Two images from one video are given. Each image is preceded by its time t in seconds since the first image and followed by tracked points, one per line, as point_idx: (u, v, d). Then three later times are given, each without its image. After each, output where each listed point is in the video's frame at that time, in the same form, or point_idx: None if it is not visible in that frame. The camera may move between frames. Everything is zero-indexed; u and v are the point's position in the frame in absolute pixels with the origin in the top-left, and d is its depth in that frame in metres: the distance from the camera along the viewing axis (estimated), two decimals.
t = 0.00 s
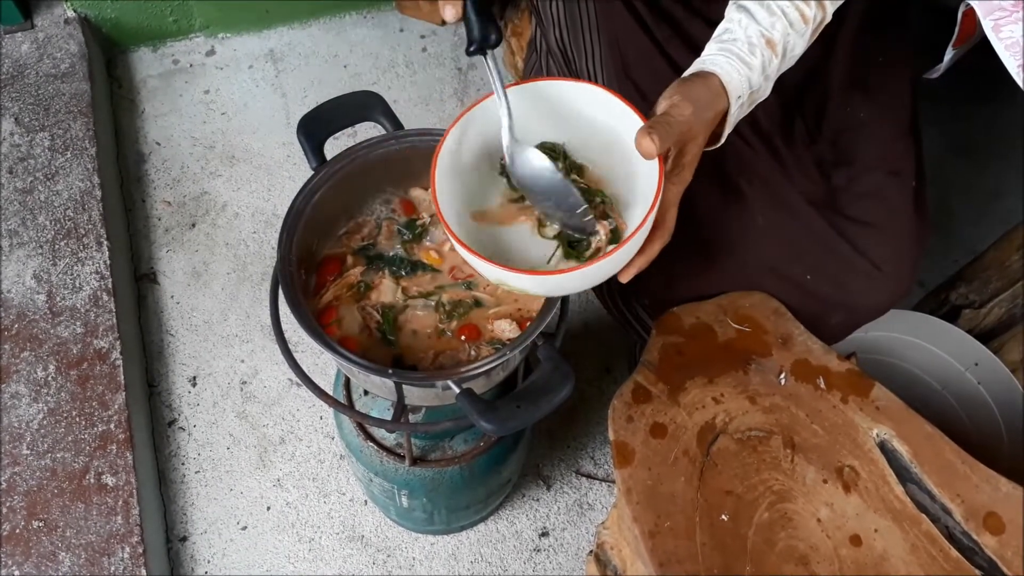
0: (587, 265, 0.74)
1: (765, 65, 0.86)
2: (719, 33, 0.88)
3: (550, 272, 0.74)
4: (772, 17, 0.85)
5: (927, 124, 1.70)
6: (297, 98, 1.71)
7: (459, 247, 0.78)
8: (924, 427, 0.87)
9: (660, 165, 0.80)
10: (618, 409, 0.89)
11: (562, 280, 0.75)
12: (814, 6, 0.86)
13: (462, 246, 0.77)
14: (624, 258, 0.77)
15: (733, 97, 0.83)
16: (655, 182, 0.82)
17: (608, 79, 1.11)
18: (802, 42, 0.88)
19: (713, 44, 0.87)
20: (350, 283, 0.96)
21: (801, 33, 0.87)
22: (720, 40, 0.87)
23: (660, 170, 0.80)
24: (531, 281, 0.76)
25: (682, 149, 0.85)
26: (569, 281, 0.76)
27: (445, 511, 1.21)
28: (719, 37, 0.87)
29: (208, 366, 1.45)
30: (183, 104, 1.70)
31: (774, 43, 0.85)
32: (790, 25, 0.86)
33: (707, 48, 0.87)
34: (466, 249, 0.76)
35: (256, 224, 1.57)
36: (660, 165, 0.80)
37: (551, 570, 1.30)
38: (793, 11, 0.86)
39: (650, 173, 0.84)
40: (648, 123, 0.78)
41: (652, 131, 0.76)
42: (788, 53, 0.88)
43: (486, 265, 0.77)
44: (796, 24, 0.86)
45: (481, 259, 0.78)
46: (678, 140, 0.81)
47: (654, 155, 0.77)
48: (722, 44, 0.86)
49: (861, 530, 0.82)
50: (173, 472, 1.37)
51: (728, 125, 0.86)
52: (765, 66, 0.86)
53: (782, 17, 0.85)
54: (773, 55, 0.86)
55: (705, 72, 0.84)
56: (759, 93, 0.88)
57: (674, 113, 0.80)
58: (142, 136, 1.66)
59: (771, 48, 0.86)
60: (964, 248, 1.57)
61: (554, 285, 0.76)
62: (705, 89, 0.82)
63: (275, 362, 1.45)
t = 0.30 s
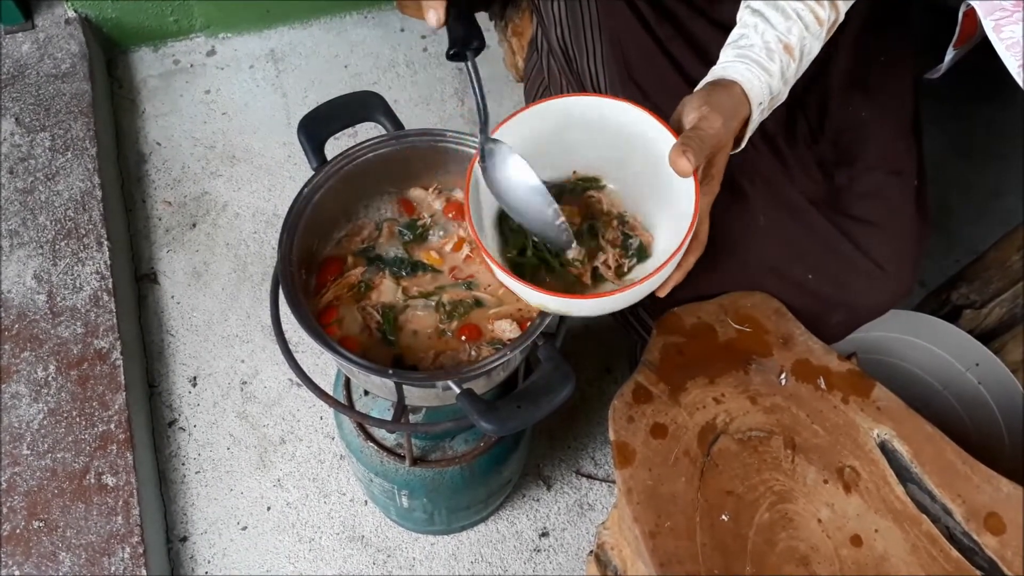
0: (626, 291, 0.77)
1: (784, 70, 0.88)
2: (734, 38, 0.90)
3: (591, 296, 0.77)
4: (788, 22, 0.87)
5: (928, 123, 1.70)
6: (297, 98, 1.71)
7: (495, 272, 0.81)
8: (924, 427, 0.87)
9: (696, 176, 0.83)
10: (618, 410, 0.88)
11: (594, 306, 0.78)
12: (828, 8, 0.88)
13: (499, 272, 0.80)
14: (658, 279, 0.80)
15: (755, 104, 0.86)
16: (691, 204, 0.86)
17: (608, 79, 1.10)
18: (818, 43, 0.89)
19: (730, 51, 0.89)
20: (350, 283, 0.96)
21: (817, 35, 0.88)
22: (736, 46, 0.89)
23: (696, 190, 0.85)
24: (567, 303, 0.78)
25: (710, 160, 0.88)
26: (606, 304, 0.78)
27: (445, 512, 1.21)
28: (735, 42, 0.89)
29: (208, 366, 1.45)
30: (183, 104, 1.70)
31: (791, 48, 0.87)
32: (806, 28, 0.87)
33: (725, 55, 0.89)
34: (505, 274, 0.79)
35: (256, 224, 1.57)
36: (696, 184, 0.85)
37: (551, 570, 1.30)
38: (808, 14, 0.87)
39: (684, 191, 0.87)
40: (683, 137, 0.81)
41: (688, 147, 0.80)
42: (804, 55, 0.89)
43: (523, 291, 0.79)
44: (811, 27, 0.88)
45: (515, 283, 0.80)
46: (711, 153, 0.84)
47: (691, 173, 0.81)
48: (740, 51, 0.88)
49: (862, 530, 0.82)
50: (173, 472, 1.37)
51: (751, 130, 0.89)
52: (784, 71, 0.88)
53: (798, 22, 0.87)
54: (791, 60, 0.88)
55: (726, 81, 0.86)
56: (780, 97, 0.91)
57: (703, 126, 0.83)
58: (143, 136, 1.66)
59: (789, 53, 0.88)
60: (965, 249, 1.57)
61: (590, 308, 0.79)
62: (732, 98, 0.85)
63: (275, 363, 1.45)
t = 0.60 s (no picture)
0: (736, 327, 0.73)
1: (839, 76, 0.87)
2: (781, 49, 0.88)
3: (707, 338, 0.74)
4: (836, 28, 0.86)
5: (927, 123, 1.70)
6: (297, 97, 1.71)
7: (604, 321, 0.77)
8: (924, 426, 0.87)
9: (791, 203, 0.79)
10: (618, 409, 0.88)
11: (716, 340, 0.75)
12: (869, 9, 0.88)
13: (610, 322, 0.76)
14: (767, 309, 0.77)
15: (820, 113, 0.85)
16: (789, 230, 0.80)
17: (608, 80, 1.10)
18: (863, 43, 0.89)
19: (783, 65, 0.87)
20: (350, 282, 0.97)
21: (863, 36, 0.88)
22: (787, 58, 0.87)
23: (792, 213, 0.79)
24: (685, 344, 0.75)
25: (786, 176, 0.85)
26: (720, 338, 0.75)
27: (445, 511, 1.21)
28: (785, 55, 0.88)
29: (208, 366, 1.45)
30: (183, 104, 1.70)
31: (842, 53, 0.87)
32: (853, 31, 0.87)
33: (777, 69, 0.87)
34: (618, 324, 0.75)
35: (255, 223, 1.58)
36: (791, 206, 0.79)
37: (550, 570, 1.30)
38: (853, 18, 0.87)
39: (775, 215, 0.82)
40: (769, 162, 0.79)
41: (779, 171, 0.77)
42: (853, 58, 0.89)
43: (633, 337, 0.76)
44: (858, 29, 0.87)
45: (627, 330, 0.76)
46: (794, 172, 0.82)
47: (785, 198, 0.78)
48: (792, 62, 0.86)
49: (861, 530, 0.83)
50: (173, 472, 1.37)
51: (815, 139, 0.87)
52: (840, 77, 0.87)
53: (845, 26, 0.87)
54: (844, 65, 0.87)
55: (788, 95, 0.84)
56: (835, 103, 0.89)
57: (785, 142, 0.80)
58: (142, 136, 1.66)
59: (842, 58, 0.87)
60: (964, 248, 1.57)
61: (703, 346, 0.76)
62: (798, 111, 0.83)
63: (275, 362, 1.45)
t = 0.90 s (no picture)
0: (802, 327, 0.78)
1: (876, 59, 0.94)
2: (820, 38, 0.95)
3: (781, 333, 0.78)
4: (871, 15, 0.94)
5: (927, 121, 1.70)
6: (295, 96, 1.71)
7: (679, 321, 0.81)
8: (923, 425, 0.87)
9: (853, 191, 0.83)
10: (616, 408, 0.88)
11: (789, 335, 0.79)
12: None
13: (687, 321, 0.80)
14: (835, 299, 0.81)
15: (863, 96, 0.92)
16: (851, 217, 0.83)
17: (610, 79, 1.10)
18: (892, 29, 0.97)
19: (821, 53, 0.94)
20: (348, 280, 0.96)
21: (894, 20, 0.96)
22: (824, 46, 0.94)
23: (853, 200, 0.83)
24: (758, 340, 0.79)
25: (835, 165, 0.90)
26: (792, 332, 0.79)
27: (444, 510, 1.21)
28: (820, 44, 0.95)
29: (207, 365, 1.44)
30: (181, 102, 1.70)
31: (878, 39, 0.94)
32: (886, 18, 0.94)
33: (818, 57, 0.94)
34: (690, 326, 0.80)
35: (254, 222, 1.57)
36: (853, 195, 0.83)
37: (549, 568, 1.30)
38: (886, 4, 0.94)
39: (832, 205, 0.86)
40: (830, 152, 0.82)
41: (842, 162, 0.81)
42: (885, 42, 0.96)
43: (707, 335, 0.80)
44: (890, 14, 0.95)
45: (701, 329, 0.81)
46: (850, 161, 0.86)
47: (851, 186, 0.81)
48: (832, 50, 0.93)
49: (859, 528, 0.83)
50: (171, 470, 1.37)
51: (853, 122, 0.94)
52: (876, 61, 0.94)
53: (879, 13, 0.94)
54: (880, 50, 0.95)
55: (834, 81, 0.91)
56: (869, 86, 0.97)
57: (841, 133, 0.85)
58: (140, 135, 1.66)
59: (878, 44, 0.94)
60: (963, 246, 1.57)
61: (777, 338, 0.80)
62: (846, 98, 0.89)
63: (274, 361, 1.45)
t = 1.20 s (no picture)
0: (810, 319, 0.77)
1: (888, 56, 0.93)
2: (832, 35, 0.94)
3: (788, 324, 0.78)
4: (885, 12, 0.93)
5: (929, 119, 1.69)
6: (297, 94, 1.70)
7: (686, 312, 0.81)
8: (928, 425, 0.86)
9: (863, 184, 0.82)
10: (620, 407, 0.88)
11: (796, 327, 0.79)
12: None
13: (693, 312, 0.80)
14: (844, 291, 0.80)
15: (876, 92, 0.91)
16: (861, 210, 0.83)
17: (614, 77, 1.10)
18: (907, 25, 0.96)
19: (835, 49, 0.93)
20: (357, 299, 0.96)
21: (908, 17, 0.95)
22: (838, 43, 0.93)
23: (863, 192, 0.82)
24: (766, 331, 0.79)
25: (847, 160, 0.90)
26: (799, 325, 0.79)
27: (446, 510, 1.21)
28: (834, 40, 0.94)
29: (208, 364, 1.44)
30: (183, 100, 1.70)
31: (892, 35, 0.93)
32: (900, 15, 0.93)
33: (830, 54, 0.93)
34: (698, 318, 0.79)
35: (255, 221, 1.57)
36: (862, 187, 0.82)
37: (552, 569, 1.30)
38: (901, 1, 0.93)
39: (843, 197, 0.85)
40: (840, 147, 0.82)
41: (852, 156, 0.80)
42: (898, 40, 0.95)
43: (713, 326, 0.80)
44: (904, 11, 0.94)
45: (709, 321, 0.80)
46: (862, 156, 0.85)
47: (860, 179, 0.81)
48: (845, 46, 0.92)
49: (864, 528, 0.82)
50: (173, 470, 1.37)
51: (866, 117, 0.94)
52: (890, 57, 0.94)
53: (894, 10, 0.93)
54: (893, 47, 0.94)
55: (847, 78, 0.90)
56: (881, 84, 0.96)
57: (854, 128, 0.84)
58: (142, 134, 1.66)
59: (890, 40, 0.93)
60: (967, 245, 1.56)
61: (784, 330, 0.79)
62: (860, 95, 0.88)
63: (275, 360, 1.45)
